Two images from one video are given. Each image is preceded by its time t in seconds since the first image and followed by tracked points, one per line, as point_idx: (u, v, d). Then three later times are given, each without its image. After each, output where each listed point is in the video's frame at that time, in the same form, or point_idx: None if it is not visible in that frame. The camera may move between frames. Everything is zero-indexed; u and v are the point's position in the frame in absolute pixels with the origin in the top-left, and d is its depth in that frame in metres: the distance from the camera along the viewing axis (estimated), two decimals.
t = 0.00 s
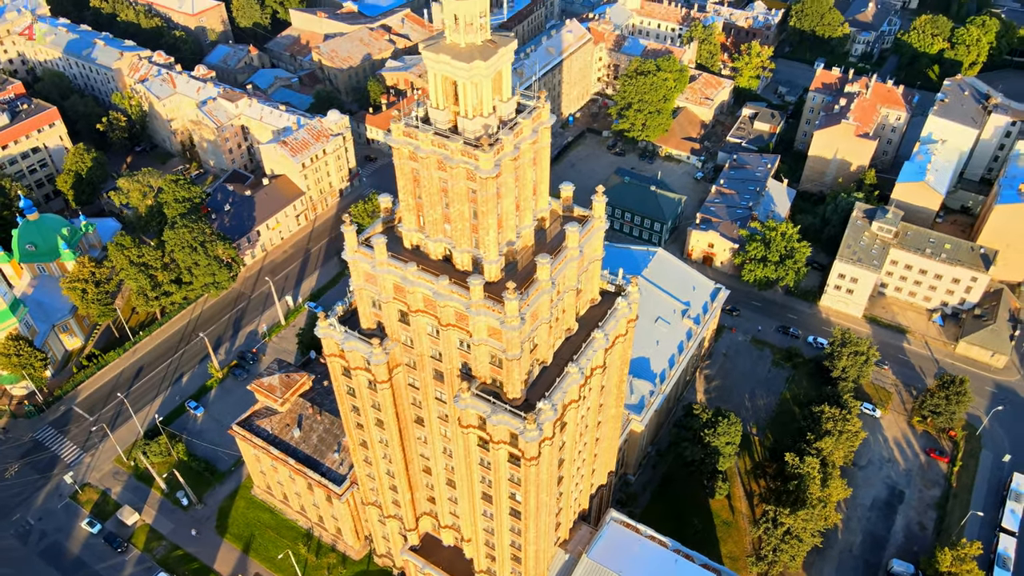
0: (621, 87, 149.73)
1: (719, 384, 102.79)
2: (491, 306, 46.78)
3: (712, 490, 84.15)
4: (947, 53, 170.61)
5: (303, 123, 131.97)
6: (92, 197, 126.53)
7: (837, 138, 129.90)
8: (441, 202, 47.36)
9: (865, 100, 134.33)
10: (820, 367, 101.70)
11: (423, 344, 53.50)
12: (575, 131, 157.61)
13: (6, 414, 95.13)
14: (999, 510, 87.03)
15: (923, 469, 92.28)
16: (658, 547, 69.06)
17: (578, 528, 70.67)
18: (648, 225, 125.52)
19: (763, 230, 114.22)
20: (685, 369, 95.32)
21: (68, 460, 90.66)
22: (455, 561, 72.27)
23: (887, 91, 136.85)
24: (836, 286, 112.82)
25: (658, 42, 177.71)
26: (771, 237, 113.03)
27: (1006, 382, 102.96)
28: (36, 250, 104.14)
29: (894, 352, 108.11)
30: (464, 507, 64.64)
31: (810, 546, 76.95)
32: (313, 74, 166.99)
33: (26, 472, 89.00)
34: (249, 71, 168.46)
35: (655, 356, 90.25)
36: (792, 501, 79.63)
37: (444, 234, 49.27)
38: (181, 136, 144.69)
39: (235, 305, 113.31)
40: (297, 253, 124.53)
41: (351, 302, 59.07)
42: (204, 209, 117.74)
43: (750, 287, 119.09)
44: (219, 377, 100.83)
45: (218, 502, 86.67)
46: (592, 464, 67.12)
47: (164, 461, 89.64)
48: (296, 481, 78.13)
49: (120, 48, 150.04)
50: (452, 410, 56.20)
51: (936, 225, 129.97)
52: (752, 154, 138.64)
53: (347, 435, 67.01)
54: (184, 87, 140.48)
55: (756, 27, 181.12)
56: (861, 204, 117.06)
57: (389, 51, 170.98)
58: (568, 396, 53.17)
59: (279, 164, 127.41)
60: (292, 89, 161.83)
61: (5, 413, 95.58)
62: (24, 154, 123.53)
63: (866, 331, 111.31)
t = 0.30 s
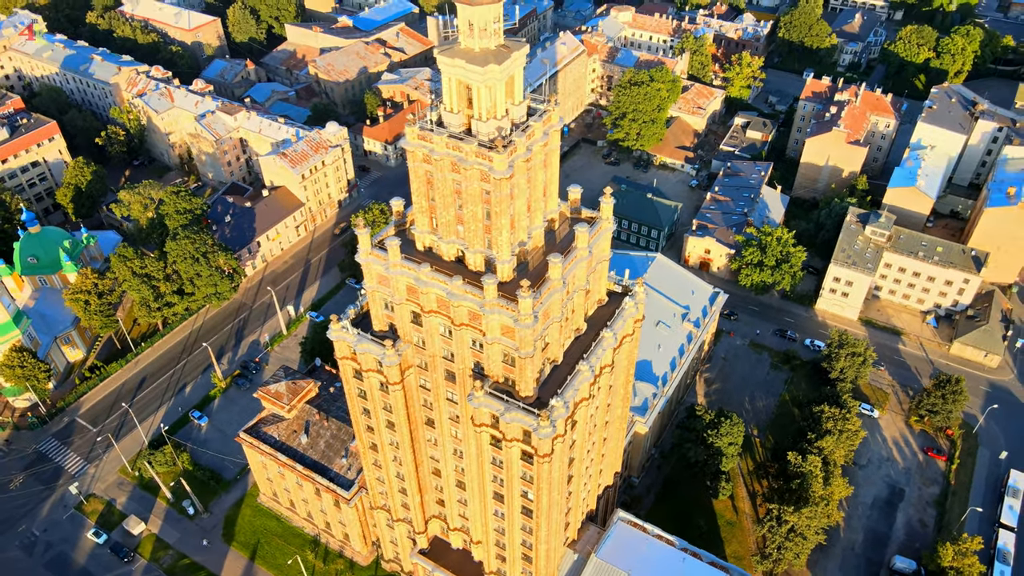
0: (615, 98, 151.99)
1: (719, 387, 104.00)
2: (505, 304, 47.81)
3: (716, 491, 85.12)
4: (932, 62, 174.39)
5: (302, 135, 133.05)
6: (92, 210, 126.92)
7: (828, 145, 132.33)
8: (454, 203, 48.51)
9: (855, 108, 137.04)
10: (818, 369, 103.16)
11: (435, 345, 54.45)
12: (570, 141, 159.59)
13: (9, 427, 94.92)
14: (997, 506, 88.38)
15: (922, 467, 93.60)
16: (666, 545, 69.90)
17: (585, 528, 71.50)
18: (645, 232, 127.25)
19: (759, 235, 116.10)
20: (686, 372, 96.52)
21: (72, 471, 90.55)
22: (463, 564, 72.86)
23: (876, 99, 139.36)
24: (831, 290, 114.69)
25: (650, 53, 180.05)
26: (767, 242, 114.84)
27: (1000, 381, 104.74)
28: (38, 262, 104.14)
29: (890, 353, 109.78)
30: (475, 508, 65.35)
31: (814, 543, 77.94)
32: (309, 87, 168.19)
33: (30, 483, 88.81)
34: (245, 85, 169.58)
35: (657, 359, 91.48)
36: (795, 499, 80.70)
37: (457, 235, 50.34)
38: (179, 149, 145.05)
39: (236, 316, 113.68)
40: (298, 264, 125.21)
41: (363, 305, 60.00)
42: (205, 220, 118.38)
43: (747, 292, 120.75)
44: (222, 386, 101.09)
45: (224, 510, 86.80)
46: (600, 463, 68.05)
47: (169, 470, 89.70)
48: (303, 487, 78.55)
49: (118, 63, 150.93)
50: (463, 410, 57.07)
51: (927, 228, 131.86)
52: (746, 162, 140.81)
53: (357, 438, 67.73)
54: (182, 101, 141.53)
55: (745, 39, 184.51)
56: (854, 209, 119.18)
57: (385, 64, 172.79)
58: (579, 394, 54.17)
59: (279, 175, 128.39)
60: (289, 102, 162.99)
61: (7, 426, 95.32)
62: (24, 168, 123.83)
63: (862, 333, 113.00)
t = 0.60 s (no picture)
0: (610, 105, 153.91)
1: (719, 388, 105.28)
2: (519, 301, 48.88)
3: (719, 489, 86.18)
4: (918, 69, 177.74)
5: (300, 144, 133.97)
6: (91, 221, 127.14)
7: (820, 149, 134.66)
8: (466, 203, 49.56)
9: (845, 114, 139.50)
10: (816, 369, 104.62)
11: (447, 343, 55.42)
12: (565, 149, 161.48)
13: (12, 436, 94.82)
14: (995, 500, 89.86)
15: (920, 463, 95.03)
16: (673, 542, 70.83)
17: (593, 526, 72.41)
18: (642, 237, 128.79)
19: (755, 238, 117.83)
20: (687, 373, 97.68)
21: (77, 479, 90.51)
22: (472, 563, 73.54)
23: (866, 104, 141.77)
24: (827, 291, 116.46)
25: (643, 62, 182.56)
26: (763, 245, 116.72)
27: (994, 379, 106.59)
28: (39, 272, 104.01)
29: (886, 352, 111.52)
30: (485, 506, 66.13)
31: (817, 539, 79.03)
32: (306, 98, 169.19)
33: (34, 492, 88.68)
34: (242, 96, 170.52)
35: (658, 360, 92.73)
36: (798, 495, 81.86)
37: (469, 235, 51.38)
38: (177, 160, 145.54)
39: (238, 324, 114.06)
40: (298, 272, 125.89)
41: (374, 306, 60.91)
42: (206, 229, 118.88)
43: (744, 294, 122.34)
44: (225, 394, 101.37)
45: (231, 516, 87.04)
46: (607, 461, 69.05)
47: (175, 477, 89.84)
48: (311, 491, 79.05)
49: (115, 75, 151.53)
50: (475, 408, 57.98)
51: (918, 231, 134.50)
52: (739, 167, 142.77)
53: (367, 439, 68.44)
54: (180, 112, 142.26)
55: (736, 47, 187.50)
56: (847, 212, 121.14)
57: (380, 74, 174.29)
58: (589, 390, 55.24)
59: (278, 184, 129.24)
60: (286, 113, 163.97)
61: (10, 435, 95.19)
62: (23, 180, 123.97)
63: (857, 333, 114.77)
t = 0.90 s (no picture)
0: (605, 110, 155.79)
1: (718, 386, 106.61)
2: (531, 295, 49.96)
3: (722, 485, 87.35)
4: (906, 73, 180.96)
5: (300, 151, 134.87)
6: (91, 229, 127.37)
7: (812, 151, 136.83)
8: (478, 200, 50.62)
9: (837, 116, 141.87)
10: (813, 366, 106.13)
11: (459, 339, 56.41)
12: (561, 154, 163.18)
13: (16, 443, 94.87)
14: (992, 492, 91.49)
15: (918, 457, 96.57)
16: (680, 535, 71.84)
17: (601, 521, 73.46)
18: (640, 240, 130.21)
19: (751, 239, 119.52)
20: (688, 372, 98.94)
21: (82, 485, 90.60)
22: (481, 560, 74.24)
23: (856, 108, 144.34)
24: (823, 290, 118.20)
25: (636, 68, 184.92)
26: (759, 245, 118.48)
27: (987, 374, 108.50)
28: (42, 279, 104.03)
29: (882, 349, 113.29)
30: (494, 502, 66.98)
31: (820, 531, 80.25)
32: (302, 106, 170.18)
33: (40, 498, 88.71)
34: (239, 105, 171.33)
35: (660, 358, 94.01)
36: (800, 489, 83.09)
37: (481, 232, 52.42)
38: (174, 168, 145.99)
39: (240, 329, 114.50)
40: (299, 277, 126.55)
41: (385, 305, 61.86)
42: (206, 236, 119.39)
43: (741, 294, 123.95)
44: (229, 399, 101.77)
45: (238, 518, 87.38)
46: (614, 455, 70.13)
47: (181, 481, 90.10)
48: (319, 491, 79.63)
49: (113, 84, 152.04)
50: (486, 403, 58.95)
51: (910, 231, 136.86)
52: (734, 170, 144.55)
53: (377, 437, 69.22)
54: (178, 120, 142.83)
55: (727, 53, 190.31)
56: (841, 212, 123.08)
57: (376, 82, 175.66)
58: (599, 383, 56.34)
59: (278, 191, 130.00)
60: (283, 121, 164.88)
61: (15, 442, 95.19)
62: (22, 188, 124.14)
63: (853, 331, 116.56)
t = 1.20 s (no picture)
0: (600, 114, 157.55)
1: (718, 383, 107.98)
2: (543, 289, 51.05)
3: (724, 479, 88.54)
4: (895, 76, 183.84)
5: (299, 156, 135.71)
6: (91, 236, 127.54)
7: (805, 152, 138.97)
8: (490, 197, 51.72)
9: (828, 118, 144.16)
10: (811, 362, 107.67)
11: (469, 334, 57.44)
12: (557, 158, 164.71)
13: (21, 448, 94.92)
14: (988, 483, 93.17)
15: (915, 450, 98.16)
16: (686, 527, 72.91)
17: (608, 515, 74.49)
18: (637, 241, 131.69)
19: (748, 239, 121.30)
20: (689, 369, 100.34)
21: (88, 489, 90.71)
22: (490, 557, 74.98)
23: (847, 110, 146.72)
24: (818, 288, 119.96)
25: (629, 73, 187.02)
26: (755, 245, 120.17)
27: (981, 368, 110.45)
28: (44, 285, 104.41)
29: (877, 345, 115.08)
30: (504, 497, 67.87)
31: (822, 523, 81.53)
32: (299, 113, 171.04)
33: (45, 502, 88.79)
34: (235, 112, 172.02)
35: (661, 356, 95.32)
36: (802, 482, 84.35)
37: (492, 228, 53.51)
38: (173, 175, 146.36)
39: (242, 333, 114.92)
40: (299, 281, 127.19)
41: (396, 302, 62.87)
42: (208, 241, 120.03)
43: (738, 294, 125.61)
44: (233, 402, 102.16)
45: (245, 519, 87.76)
46: (620, 449, 71.21)
47: (187, 484, 90.40)
48: (328, 490, 80.25)
49: (110, 92, 152.48)
50: (497, 397, 59.93)
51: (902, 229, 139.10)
52: (728, 172, 146.36)
53: (387, 434, 70.09)
54: (176, 127, 143.41)
55: (718, 58, 192.84)
56: (835, 211, 125.10)
57: (372, 89, 176.88)
58: (608, 375, 57.44)
59: (278, 196, 130.75)
60: (280, 127, 165.67)
61: (19, 447, 95.20)
62: (22, 196, 124.28)
63: (849, 328, 118.33)
